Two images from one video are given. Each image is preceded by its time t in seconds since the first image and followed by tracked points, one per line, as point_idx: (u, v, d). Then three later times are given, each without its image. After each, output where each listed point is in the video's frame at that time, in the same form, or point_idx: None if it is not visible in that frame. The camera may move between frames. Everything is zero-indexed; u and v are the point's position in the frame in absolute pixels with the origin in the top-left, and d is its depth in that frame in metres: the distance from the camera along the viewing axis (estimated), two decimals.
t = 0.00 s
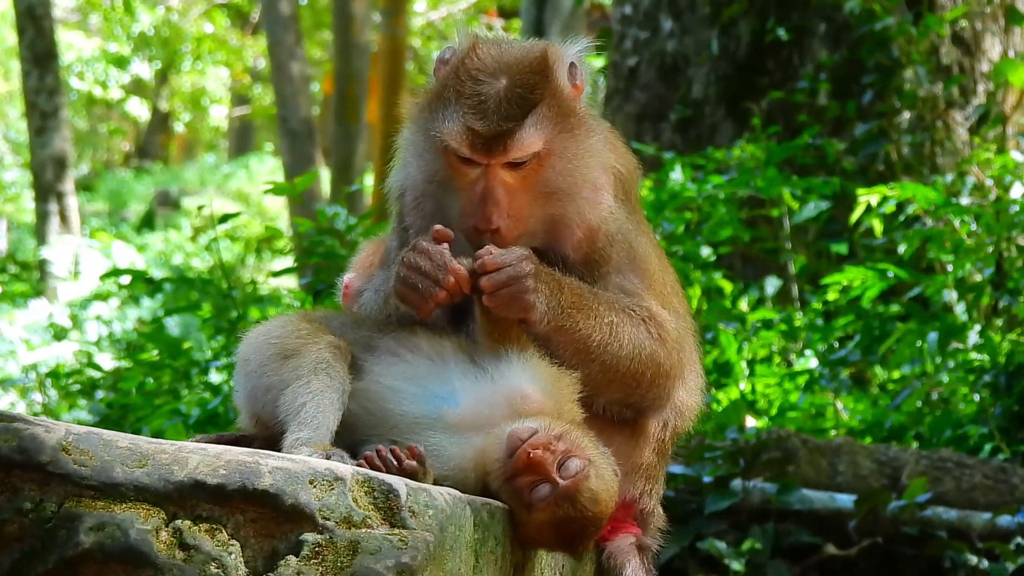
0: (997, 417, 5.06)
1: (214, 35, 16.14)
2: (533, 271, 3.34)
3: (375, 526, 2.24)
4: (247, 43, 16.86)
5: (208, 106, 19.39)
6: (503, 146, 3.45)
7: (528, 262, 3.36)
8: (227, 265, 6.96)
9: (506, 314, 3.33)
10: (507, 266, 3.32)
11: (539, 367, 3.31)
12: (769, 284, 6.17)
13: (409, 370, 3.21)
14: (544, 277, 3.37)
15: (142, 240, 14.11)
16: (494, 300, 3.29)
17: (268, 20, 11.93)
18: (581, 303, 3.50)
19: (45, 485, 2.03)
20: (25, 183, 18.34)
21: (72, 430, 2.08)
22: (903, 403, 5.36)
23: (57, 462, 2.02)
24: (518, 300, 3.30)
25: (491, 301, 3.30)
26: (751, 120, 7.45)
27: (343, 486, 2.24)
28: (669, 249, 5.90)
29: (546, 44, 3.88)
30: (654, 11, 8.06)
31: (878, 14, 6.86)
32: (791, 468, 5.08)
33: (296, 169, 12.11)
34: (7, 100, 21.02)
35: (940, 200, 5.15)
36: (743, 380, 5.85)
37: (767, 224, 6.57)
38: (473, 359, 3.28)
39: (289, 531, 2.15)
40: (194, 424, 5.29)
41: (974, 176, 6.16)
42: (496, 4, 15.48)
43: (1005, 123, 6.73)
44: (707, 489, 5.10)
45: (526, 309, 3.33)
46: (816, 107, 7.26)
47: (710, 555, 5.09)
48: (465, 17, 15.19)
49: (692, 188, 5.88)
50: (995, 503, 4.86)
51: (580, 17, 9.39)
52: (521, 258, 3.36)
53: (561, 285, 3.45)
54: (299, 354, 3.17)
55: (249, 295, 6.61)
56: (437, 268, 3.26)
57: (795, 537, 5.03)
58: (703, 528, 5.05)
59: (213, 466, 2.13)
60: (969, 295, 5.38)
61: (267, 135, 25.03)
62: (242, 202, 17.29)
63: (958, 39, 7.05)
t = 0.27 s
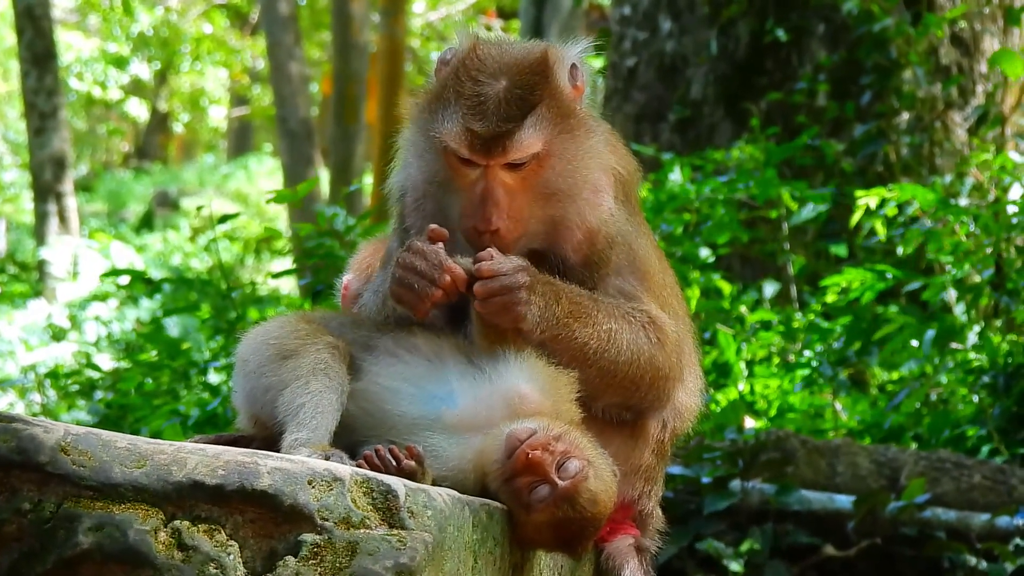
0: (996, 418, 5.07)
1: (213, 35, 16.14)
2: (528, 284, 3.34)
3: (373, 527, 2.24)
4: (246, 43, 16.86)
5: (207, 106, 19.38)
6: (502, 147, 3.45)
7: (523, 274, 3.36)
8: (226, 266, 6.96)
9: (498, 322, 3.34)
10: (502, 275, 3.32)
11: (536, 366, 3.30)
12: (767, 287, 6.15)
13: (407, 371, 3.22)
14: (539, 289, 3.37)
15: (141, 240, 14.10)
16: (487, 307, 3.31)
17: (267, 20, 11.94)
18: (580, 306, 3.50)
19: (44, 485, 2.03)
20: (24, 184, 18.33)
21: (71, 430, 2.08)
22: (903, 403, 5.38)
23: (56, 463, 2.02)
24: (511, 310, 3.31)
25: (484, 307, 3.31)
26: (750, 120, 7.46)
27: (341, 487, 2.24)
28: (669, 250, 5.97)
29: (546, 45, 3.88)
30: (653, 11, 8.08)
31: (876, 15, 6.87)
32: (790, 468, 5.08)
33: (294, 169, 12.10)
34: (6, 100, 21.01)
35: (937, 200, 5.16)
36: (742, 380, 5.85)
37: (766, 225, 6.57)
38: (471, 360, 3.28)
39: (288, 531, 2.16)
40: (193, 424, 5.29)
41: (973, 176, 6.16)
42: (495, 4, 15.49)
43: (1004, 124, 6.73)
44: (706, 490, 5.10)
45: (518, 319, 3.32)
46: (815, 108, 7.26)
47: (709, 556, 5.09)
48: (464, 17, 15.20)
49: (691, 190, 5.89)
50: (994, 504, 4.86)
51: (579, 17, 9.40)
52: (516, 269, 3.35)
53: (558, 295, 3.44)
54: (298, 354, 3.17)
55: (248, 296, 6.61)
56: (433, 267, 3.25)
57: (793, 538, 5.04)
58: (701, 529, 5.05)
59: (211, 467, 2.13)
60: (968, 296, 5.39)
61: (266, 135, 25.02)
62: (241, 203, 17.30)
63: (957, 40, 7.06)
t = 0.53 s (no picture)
0: (996, 419, 5.09)
1: (213, 36, 16.14)
2: (517, 292, 3.35)
3: (373, 528, 2.24)
4: (246, 45, 16.86)
5: (207, 108, 19.39)
6: (499, 148, 3.47)
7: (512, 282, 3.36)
8: (226, 267, 6.96)
9: (486, 330, 3.33)
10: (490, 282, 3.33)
11: (533, 365, 3.30)
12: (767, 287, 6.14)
13: (405, 373, 3.23)
14: (529, 296, 3.37)
15: (141, 242, 14.10)
16: (474, 313, 3.29)
17: (267, 21, 11.95)
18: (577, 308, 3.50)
19: (44, 486, 2.03)
20: (24, 185, 18.32)
21: (71, 431, 2.08)
22: (903, 405, 5.36)
23: (56, 464, 2.02)
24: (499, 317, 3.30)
25: (472, 314, 3.30)
26: (750, 122, 7.46)
27: (341, 489, 2.23)
28: (669, 252, 5.98)
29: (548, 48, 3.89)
30: (653, 13, 8.08)
31: (876, 16, 6.87)
32: (790, 470, 5.07)
33: (294, 170, 12.09)
34: (6, 102, 21.01)
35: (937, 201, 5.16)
36: (741, 382, 5.84)
37: (766, 227, 6.57)
38: (469, 362, 3.28)
39: (288, 533, 2.16)
40: (193, 426, 5.29)
41: (973, 178, 6.16)
42: (495, 6, 15.49)
43: (1004, 125, 6.74)
44: (706, 491, 5.10)
45: (506, 326, 3.32)
46: (815, 109, 7.27)
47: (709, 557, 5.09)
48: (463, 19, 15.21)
49: (691, 192, 5.88)
50: (994, 506, 4.86)
51: (579, 19, 9.41)
52: (504, 277, 3.36)
53: (550, 302, 3.44)
54: (296, 356, 3.18)
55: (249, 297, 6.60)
56: (419, 262, 3.30)
57: (793, 539, 5.00)
58: (701, 530, 5.05)
59: (212, 468, 2.12)
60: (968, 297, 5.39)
61: (266, 137, 25.02)
62: (241, 205, 17.30)
63: (957, 42, 7.06)
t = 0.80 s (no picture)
0: (998, 422, 5.04)
1: (215, 39, 16.15)
2: (515, 295, 3.35)
3: (375, 530, 2.23)
4: (248, 47, 16.88)
5: (208, 110, 19.40)
6: (500, 152, 3.46)
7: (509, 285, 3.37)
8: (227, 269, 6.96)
9: (484, 332, 3.33)
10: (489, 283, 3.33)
11: (533, 367, 3.30)
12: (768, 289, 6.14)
13: (407, 375, 3.24)
14: (526, 299, 3.38)
15: (143, 244, 14.10)
16: (472, 315, 3.29)
17: (268, 23, 11.96)
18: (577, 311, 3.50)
19: (46, 488, 2.04)
20: (26, 187, 18.33)
21: (73, 433, 2.09)
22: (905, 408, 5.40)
23: (58, 466, 2.04)
24: (497, 320, 3.31)
25: (471, 317, 3.30)
26: (751, 124, 7.47)
27: (343, 491, 2.24)
28: (670, 254, 5.99)
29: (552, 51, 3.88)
30: (655, 15, 8.09)
31: (878, 19, 6.88)
32: (791, 472, 5.08)
33: (296, 173, 12.11)
34: (8, 104, 21.02)
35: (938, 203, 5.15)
36: (743, 385, 5.84)
37: (767, 229, 6.57)
38: (469, 364, 3.29)
39: (289, 535, 2.16)
40: (195, 428, 5.29)
41: (974, 180, 6.16)
42: (496, 8, 15.51)
43: (1006, 127, 6.74)
44: (707, 494, 5.10)
45: (505, 329, 3.32)
46: (816, 112, 7.27)
47: (710, 560, 5.08)
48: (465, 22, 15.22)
49: (692, 194, 5.87)
50: (996, 508, 4.86)
51: (580, 21, 9.41)
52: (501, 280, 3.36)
53: (549, 305, 3.44)
54: (298, 358, 3.18)
55: (250, 299, 6.61)
56: (417, 261, 3.29)
57: (794, 541, 5.00)
58: (702, 532, 5.06)
59: (213, 470, 2.13)
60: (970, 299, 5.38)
61: (267, 139, 25.02)
62: (242, 207, 17.30)
63: (958, 44, 7.06)
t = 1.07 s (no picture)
0: (997, 421, 5.07)
1: (215, 38, 16.15)
2: (521, 285, 3.34)
3: (374, 530, 2.23)
4: (247, 46, 16.88)
5: (208, 109, 19.39)
6: (497, 152, 3.46)
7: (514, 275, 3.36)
8: (227, 269, 6.96)
9: (493, 325, 3.35)
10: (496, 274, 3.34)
11: (532, 367, 3.29)
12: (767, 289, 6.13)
13: (406, 376, 3.24)
14: (534, 288, 3.38)
15: (142, 244, 14.09)
16: (480, 309, 3.30)
17: (268, 22, 11.96)
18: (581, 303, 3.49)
19: (45, 488, 2.05)
20: (25, 186, 18.32)
21: (73, 433, 2.10)
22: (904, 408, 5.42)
23: (57, 466, 2.05)
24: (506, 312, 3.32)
25: (477, 310, 3.31)
26: (751, 124, 7.47)
27: (342, 490, 2.24)
28: (670, 254, 5.99)
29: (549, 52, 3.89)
30: (654, 15, 8.09)
31: (878, 18, 6.88)
32: (791, 471, 5.08)
33: (296, 173, 12.10)
34: (8, 104, 21.00)
35: (937, 203, 5.15)
36: (743, 384, 5.84)
37: (767, 228, 6.57)
38: (467, 364, 3.30)
39: (289, 535, 2.15)
40: (194, 428, 5.28)
41: (974, 181, 6.15)
42: (495, 8, 15.51)
43: (1006, 127, 6.74)
44: (707, 493, 5.11)
45: (514, 321, 3.33)
46: (816, 111, 7.27)
47: (710, 559, 5.08)
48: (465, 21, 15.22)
49: (692, 193, 5.85)
50: (996, 508, 4.85)
51: (580, 21, 9.41)
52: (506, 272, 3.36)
53: (558, 293, 3.45)
54: (297, 358, 3.18)
55: (249, 299, 6.60)
56: (413, 263, 3.29)
57: (794, 541, 5.00)
58: (702, 532, 5.06)
59: (213, 470, 2.13)
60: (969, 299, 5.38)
61: (267, 139, 25.01)
62: (242, 207, 17.29)
63: (958, 44, 7.06)
